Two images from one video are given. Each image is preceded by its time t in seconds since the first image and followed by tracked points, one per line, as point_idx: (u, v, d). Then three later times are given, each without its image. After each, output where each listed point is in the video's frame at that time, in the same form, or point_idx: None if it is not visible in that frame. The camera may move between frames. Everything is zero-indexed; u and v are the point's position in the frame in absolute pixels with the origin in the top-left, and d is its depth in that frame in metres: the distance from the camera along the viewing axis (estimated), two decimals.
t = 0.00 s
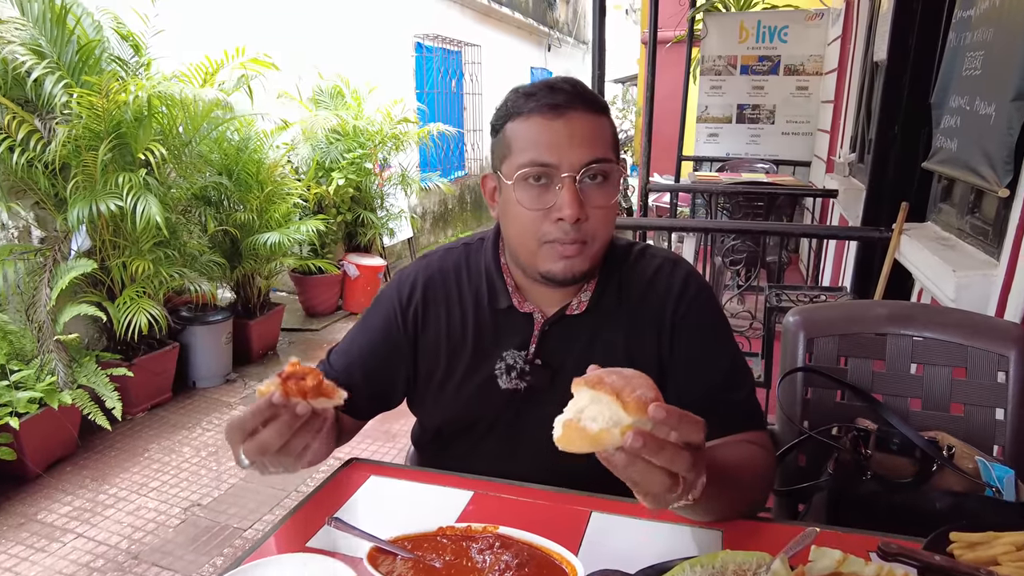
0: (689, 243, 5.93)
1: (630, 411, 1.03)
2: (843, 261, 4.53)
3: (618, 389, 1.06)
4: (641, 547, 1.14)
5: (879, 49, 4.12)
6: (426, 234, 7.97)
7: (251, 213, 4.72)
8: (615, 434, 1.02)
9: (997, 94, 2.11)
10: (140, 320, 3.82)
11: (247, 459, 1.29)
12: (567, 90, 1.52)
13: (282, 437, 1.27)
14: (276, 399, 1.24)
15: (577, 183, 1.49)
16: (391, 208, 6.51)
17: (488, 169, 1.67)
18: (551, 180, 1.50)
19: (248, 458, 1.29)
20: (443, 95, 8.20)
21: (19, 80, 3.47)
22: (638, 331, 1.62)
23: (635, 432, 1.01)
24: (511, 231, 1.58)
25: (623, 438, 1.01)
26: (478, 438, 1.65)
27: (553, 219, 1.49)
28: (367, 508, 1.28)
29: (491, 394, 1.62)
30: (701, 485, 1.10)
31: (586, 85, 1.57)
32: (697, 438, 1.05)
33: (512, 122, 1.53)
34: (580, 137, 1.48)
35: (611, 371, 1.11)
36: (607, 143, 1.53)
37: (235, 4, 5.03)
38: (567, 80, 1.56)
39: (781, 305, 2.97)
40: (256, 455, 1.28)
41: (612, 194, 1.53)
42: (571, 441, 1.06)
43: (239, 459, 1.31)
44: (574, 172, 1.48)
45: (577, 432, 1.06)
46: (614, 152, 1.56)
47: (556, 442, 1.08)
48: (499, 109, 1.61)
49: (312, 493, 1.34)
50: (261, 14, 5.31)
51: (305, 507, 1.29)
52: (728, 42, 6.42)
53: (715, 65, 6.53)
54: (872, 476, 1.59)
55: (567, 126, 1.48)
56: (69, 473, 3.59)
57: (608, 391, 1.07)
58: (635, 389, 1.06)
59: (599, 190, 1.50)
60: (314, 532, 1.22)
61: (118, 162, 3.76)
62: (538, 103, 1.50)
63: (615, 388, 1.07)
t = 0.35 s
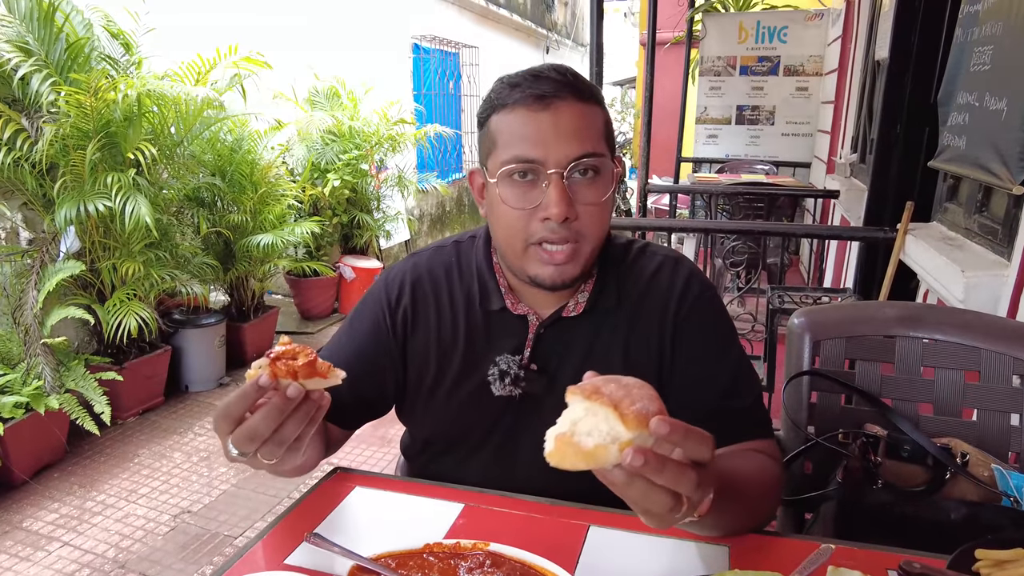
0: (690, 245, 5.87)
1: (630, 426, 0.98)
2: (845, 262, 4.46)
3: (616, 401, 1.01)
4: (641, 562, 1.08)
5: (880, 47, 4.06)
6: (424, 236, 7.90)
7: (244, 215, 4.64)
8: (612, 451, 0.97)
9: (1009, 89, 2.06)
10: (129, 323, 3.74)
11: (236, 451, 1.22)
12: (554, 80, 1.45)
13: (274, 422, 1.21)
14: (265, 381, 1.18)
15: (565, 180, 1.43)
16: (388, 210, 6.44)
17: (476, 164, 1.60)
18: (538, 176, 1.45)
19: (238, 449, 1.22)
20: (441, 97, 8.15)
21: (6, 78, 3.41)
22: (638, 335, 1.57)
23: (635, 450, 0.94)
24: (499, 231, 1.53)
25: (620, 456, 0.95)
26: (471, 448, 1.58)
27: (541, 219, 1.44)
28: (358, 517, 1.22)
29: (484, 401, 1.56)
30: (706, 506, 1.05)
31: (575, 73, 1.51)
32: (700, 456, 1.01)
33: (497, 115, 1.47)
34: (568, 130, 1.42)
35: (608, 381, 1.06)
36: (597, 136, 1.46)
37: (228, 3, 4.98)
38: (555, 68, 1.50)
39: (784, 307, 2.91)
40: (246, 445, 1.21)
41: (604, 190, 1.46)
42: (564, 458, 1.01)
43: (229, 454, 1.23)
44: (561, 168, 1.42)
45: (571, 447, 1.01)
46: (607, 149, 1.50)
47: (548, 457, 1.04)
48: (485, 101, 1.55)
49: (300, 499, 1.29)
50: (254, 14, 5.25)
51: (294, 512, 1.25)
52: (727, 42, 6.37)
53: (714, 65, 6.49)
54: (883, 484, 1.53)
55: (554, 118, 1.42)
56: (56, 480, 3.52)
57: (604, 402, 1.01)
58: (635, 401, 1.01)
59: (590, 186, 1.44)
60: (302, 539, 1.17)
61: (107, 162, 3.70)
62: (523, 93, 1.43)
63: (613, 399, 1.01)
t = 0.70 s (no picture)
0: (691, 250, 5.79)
1: (755, 479, 0.95)
2: (851, 267, 4.38)
3: (745, 441, 0.98)
4: None
5: (885, 49, 4.00)
6: (422, 241, 7.81)
7: (238, 219, 4.55)
8: (728, 500, 0.93)
9: None
10: (119, 330, 3.64)
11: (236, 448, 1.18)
12: (518, 81, 1.42)
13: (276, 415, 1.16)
14: (266, 375, 1.10)
15: (543, 189, 1.41)
16: (386, 215, 6.34)
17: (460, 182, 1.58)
18: (516, 191, 1.42)
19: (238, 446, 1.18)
20: (439, 101, 8.08)
21: None
22: (653, 347, 1.52)
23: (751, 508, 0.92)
24: (487, 250, 1.51)
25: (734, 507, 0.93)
26: (478, 468, 1.53)
27: (524, 233, 1.42)
28: (355, 544, 1.14)
29: (487, 420, 1.51)
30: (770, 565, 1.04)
31: (539, 66, 1.47)
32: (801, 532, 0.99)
33: (467, 128, 1.44)
34: (539, 135, 1.39)
35: (734, 412, 1.02)
36: (574, 133, 1.42)
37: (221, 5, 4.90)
38: (519, 66, 1.46)
39: (792, 315, 2.83)
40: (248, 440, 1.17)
41: (589, 192, 1.43)
42: (666, 483, 0.96)
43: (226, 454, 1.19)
44: (539, 179, 1.40)
45: (677, 475, 0.95)
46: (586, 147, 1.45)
47: (641, 476, 0.99)
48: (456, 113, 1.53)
49: (288, 527, 1.20)
50: (249, 15, 5.17)
51: (287, 536, 1.18)
52: (728, 45, 6.32)
53: (715, 68, 6.44)
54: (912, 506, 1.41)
55: (522, 124, 1.38)
56: (41, 493, 3.41)
57: (732, 441, 0.97)
58: (765, 448, 0.99)
59: (572, 191, 1.42)
60: (295, 568, 1.09)
61: (96, 165, 3.61)
62: (488, 102, 1.40)
63: (743, 439, 0.98)
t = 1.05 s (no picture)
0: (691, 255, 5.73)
1: (780, 514, 0.91)
2: (853, 272, 4.33)
3: (766, 472, 0.95)
4: None
5: (886, 51, 3.95)
6: (418, 246, 7.73)
7: (231, 224, 4.47)
8: (752, 541, 0.90)
9: None
10: (107, 337, 3.56)
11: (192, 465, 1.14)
12: (511, 78, 1.35)
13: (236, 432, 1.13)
14: (228, 392, 1.09)
15: (524, 198, 1.35)
16: (381, 219, 6.27)
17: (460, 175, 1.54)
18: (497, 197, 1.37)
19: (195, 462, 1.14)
20: (436, 104, 8.03)
21: None
22: (659, 357, 1.47)
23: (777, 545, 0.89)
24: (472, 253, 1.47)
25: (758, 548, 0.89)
26: (474, 486, 1.48)
27: (501, 242, 1.37)
28: (343, 570, 1.08)
29: (482, 437, 1.47)
30: None
31: (543, 65, 1.39)
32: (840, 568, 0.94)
33: (461, 121, 1.39)
34: (525, 137, 1.32)
35: (749, 439, 0.99)
36: (565, 139, 1.34)
37: (213, 6, 4.83)
38: (521, 63, 1.39)
39: (796, 321, 2.77)
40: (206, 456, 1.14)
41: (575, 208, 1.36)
42: (682, 525, 0.93)
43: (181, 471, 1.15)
44: (519, 186, 1.34)
45: (693, 517, 0.93)
46: (580, 157, 1.37)
47: (652, 518, 0.96)
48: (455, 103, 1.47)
49: (276, 546, 1.15)
50: (242, 17, 5.11)
51: (272, 558, 1.12)
52: (726, 48, 6.30)
53: (713, 71, 6.42)
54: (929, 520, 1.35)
55: (507, 125, 1.32)
56: (26, 504, 3.32)
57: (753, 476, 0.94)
58: (788, 479, 0.96)
59: (556, 205, 1.35)
60: None
61: (84, 168, 3.55)
62: (480, 98, 1.34)
63: (764, 470, 0.95)
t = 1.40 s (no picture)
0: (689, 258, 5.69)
1: (760, 456, 0.90)
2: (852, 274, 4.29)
3: (731, 425, 0.93)
4: None
5: (884, 52, 3.93)
6: (413, 250, 7.68)
7: (224, 227, 4.41)
8: (742, 490, 0.87)
9: None
10: (95, 342, 3.49)
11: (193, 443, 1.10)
12: (524, 71, 1.32)
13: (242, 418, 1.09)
14: (239, 372, 1.07)
15: (528, 197, 1.31)
16: (376, 222, 6.22)
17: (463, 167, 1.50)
18: (501, 192, 1.33)
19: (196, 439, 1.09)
20: (431, 107, 8.01)
21: None
22: (662, 365, 1.45)
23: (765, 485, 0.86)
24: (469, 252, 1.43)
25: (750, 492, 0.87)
26: (469, 499, 1.44)
27: (500, 240, 1.33)
28: None
29: (478, 447, 1.43)
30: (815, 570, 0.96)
31: (559, 58, 1.37)
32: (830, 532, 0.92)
33: (469, 109, 1.36)
34: (534, 133, 1.29)
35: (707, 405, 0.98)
36: (569, 136, 1.30)
37: (205, 8, 4.78)
38: (536, 55, 1.38)
39: (797, 324, 2.73)
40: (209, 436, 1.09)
41: (582, 210, 1.33)
42: (671, 496, 0.89)
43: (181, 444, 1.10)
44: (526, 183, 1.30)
45: (678, 485, 0.89)
46: (588, 156, 1.33)
47: (641, 508, 0.91)
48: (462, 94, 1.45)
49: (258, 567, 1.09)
50: (234, 19, 5.06)
51: None
52: (722, 51, 6.29)
53: (710, 74, 6.41)
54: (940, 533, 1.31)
55: (517, 117, 1.28)
56: (13, 514, 3.25)
57: (723, 431, 0.92)
58: (753, 424, 0.95)
59: (563, 204, 1.32)
60: None
61: (73, 171, 3.50)
62: (491, 88, 1.31)
63: (730, 424, 0.93)
